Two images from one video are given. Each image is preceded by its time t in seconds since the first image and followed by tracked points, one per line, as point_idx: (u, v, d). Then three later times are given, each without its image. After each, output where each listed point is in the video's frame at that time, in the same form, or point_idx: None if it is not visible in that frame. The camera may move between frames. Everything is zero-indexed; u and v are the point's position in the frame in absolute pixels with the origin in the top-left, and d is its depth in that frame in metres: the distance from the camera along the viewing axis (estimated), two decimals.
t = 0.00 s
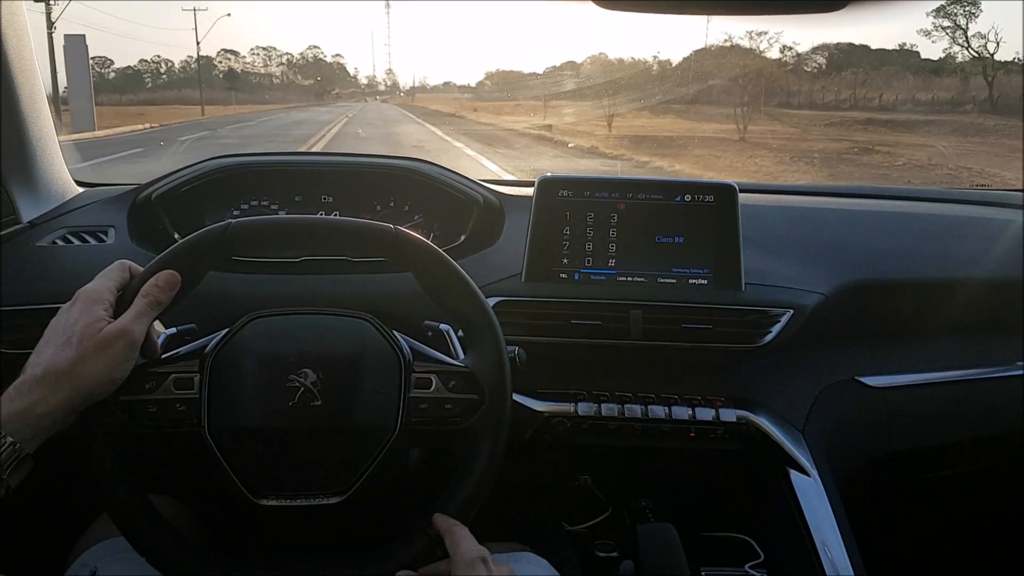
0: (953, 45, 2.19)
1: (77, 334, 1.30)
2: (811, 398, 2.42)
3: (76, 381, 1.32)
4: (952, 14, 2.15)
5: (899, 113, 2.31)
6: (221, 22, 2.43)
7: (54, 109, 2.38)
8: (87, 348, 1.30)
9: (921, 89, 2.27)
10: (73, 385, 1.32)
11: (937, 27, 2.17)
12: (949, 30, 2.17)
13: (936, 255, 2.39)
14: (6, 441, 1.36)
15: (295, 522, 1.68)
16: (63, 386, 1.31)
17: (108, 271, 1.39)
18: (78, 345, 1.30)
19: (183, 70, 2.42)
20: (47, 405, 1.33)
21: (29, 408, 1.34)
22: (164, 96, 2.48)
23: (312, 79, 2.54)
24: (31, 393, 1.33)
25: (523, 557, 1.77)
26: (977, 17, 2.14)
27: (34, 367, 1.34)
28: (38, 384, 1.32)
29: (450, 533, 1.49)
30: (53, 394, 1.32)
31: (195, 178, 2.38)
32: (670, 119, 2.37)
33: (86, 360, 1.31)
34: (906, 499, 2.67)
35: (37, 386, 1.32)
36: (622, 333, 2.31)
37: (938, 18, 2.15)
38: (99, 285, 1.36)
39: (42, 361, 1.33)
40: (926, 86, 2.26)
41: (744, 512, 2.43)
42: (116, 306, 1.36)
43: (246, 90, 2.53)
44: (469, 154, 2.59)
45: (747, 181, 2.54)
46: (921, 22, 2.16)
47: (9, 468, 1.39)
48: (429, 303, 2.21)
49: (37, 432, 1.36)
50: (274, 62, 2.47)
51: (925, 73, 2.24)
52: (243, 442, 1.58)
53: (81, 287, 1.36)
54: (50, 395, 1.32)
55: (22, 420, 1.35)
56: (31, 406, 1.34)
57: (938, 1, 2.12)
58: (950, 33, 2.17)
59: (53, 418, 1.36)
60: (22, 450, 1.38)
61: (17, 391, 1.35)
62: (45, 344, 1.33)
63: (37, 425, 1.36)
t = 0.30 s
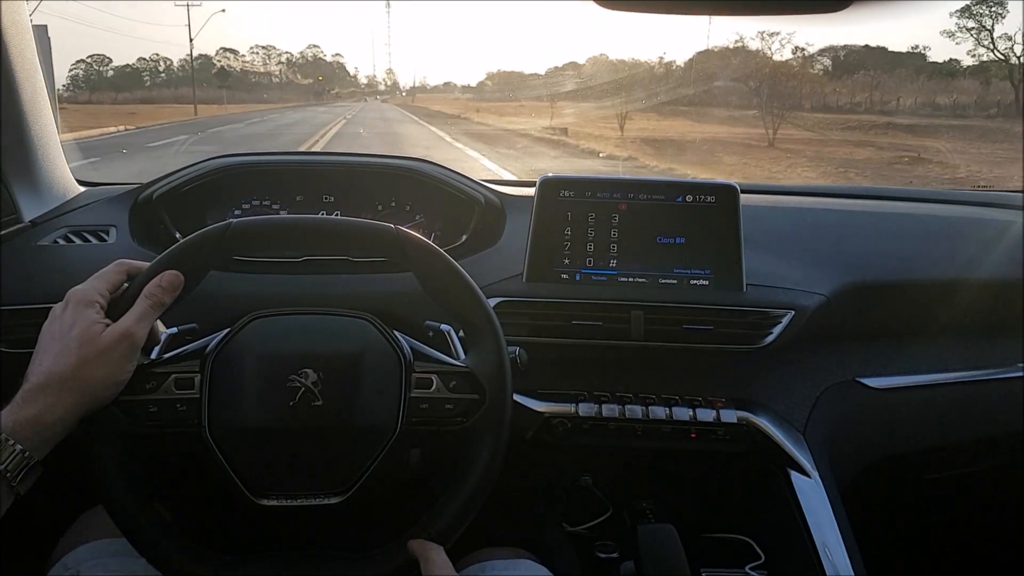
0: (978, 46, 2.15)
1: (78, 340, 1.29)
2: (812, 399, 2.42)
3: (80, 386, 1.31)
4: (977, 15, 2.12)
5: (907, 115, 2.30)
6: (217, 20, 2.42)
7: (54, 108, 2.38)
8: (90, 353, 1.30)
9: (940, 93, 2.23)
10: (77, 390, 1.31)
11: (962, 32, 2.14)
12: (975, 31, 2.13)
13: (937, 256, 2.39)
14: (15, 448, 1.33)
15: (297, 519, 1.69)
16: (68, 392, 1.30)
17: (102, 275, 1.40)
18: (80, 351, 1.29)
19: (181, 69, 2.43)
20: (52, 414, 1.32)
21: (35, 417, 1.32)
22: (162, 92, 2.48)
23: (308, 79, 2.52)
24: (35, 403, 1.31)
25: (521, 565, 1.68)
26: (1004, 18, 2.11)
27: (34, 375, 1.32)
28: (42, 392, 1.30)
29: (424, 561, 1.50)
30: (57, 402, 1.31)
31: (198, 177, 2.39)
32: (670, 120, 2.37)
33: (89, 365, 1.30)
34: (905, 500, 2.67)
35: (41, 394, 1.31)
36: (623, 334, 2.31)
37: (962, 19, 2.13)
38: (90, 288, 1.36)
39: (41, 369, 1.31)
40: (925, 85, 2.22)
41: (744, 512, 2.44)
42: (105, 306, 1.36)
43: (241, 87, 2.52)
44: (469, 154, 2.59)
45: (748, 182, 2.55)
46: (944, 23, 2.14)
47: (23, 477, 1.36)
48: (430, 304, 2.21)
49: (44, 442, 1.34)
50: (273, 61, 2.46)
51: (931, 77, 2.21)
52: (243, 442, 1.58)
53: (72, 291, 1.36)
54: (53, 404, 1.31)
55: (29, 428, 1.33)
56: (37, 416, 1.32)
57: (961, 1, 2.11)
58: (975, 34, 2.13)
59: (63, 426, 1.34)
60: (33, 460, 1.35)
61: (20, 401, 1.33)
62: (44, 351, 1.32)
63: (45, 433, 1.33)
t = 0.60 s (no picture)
0: (1001, 45, 2.22)
1: (78, 342, 1.29)
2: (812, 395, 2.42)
3: (82, 387, 1.30)
4: (1004, 13, 2.19)
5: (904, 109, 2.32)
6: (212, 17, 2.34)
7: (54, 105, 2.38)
8: (91, 354, 1.30)
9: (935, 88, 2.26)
10: (80, 391, 1.31)
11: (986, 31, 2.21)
12: (1001, 30, 2.21)
13: (937, 251, 2.39)
14: (19, 449, 1.31)
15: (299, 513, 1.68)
16: (70, 393, 1.30)
17: (100, 278, 1.41)
18: (81, 352, 1.29)
19: (178, 68, 2.39)
20: (56, 416, 1.31)
21: (40, 420, 1.32)
22: (157, 93, 2.47)
23: (307, 78, 2.53)
24: (39, 406, 1.31)
25: (522, 560, 1.69)
26: None
27: (36, 379, 1.32)
28: (45, 395, 1.30)
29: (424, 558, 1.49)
30: (62, 405, 1.31)
31: (198, 174, 2.39)
32: (670, 117, 2.36)
33: (90, 366, 1.30)
34: (904, 495, 2.67)
35: (45, 398, 1.30)
36: (623, 329, 2.32)
37: (987, 17, 2.20)
38: (85, 290, 1.36)
39: (42, 372, 1.31)
40: (925, 84, 2.27)
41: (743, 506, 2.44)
42: (101, 307, 1.37)
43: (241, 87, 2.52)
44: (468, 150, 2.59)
45: (747, 177, 2.55)
46: (970, 23, 2.21)
47: (26, 478, 1.35)
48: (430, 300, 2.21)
49: (50, 443, 1.34)
50: (272, 61, 2.44)
51: (938, 77, 2.26)
52: (244, 438, 1.57)
53: (69, 294, 1.37)
54: (57, 406, 1.31)
55: (34, 432, 1.32)
56: (42, 418, 1.32)
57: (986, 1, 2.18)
58: (1001, 33, 2.20)
59: (68, 428, 1.34)
60: (37, 461, 1.34)
61: (24, 405, 1.33)
62: (44, 354, 1.32)
63: (49, 434, 1.33)
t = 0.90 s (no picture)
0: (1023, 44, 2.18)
1: (77, 344, 1.29)
2: (813, 394, 2.42)
3: (82, 389, 1.30)
4: None
5: (904, 111, 2.30)
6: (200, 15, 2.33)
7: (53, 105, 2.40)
8: (91, 356, 1.30)
9: (936, 88, 2.25)
10: (79, 393, 1.31)
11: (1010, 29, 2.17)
12: None
13: (937, 250, 2.39)
14: (19, 452, 1.31)
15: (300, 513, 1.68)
16: (70, 395, 1.30)
17: (99, 280, 1.40)
18: (80, 354, 1.29)
19: (176, 68, 2.39)
20: (56, 419, 1.31)
21: (39, 423, 1.32)
22: (153, 96, 2.43)
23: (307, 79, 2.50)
24: (38, 409, 1.31)
25: (523, 560, 1.68)
26: None
27: (36, 381, 1.31)
28: (45, 397, 1.30)
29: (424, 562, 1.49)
30: (61, 408, 1.30)
31: (198, 174, 2.39)
32: (669, 118, 2.37)
33: (90, 368, 1.30)
34: (905, 494, 2.67)
35: (45, 400, 1.30)
36: (623, 329, 2.32)
37: (1014, 16, 2.16)
38: (86, 292, 1.36)
39: (42, 374, 1.31)
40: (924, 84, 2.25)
41: (744, 505, 2.44)
42: (102, 310, 1.36)
43: (236, 91, 2.49)
44: (468, 150, 2.59)
45: (747, 177, 2.55)
46: (995, 20, 2.17)
47: (26, 480, 1.35)
48: (430, 299, 2.21)
49: (50, 446, 1.34)
50: (270, 61, 2.43)
51: (936, 77, 2.23)
52: (244, 438, 1.57)
53: (69, 296, 1.37)
54: (57, 408, 1.31)
55: (34, 434, 1.32)
56: (42, 421, 1.31)
57: None
58: None
59: (67, 432, 1.34)
60: (38, 463, 1.34)
61: (24, 407, 1.33)
62: (44, 357, 1.31)
63: (48, 436, 1.33)
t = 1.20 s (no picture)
0: None
1: (80, 347, 1.29)
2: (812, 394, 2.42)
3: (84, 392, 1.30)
4: None
5: (906, 110, 2.31)
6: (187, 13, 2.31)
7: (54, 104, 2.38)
8: (93, 360, 1.30)
9: (936, 89, 2.25)
10: (81, 396, 1.31)
11: None
12: None
13: (937, 250, 2.39)
14: (17, 454, 1.31)
15: (300, 512, 1.69)
16: (72, 398, 1.30)
17: (99, 279, 1.40)
18: (82, 357, 1.29)
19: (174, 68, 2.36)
20: (58, 421, 1.31)
21: (40, 425, 1.31)
22: (150, 97, 2.41)
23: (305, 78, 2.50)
24: (39, 411, 1.31)
25: (523, 560, 1.68)
26: None
27: (36, 383, 1.31)
28: (46, 400, 1.30)
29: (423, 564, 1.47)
30: (62, 410, 1.31)
31: (197, 174, 2.39)
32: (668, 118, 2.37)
33: (93, 371, 1.30)
34: (904, 495, 2.67)
35: (46, 402, 1.30)
36: (623, 329, 2.32)
37: None
38: (87, 293, 1.36)
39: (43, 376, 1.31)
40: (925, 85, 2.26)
41: (742, 505, 2.44)
42: (103, 311, 1.36)
43: (235, 90, 2.48)
44: (468, 150, 2.59)
45: (746, 177, 2.55)
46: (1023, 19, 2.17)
47: (26, 483, 1.35)
48: (429, 299, 2.21)
49: (50, 448, 1.34)
50: (270, 61, 2.43)
51: (936, 78, 2.24)
52: (243, 438, 1.57)
53: (70, 297, 1.36)
54: (59, 410, 1.31)
55: (34, 436, 1.32)
56: (43, 423, 1.31)
57: None
58: None
59: (69, 433, 1.34)
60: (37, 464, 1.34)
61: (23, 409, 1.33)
62: (45, 359, 1.31)
63: (49, 438, 1.33)
